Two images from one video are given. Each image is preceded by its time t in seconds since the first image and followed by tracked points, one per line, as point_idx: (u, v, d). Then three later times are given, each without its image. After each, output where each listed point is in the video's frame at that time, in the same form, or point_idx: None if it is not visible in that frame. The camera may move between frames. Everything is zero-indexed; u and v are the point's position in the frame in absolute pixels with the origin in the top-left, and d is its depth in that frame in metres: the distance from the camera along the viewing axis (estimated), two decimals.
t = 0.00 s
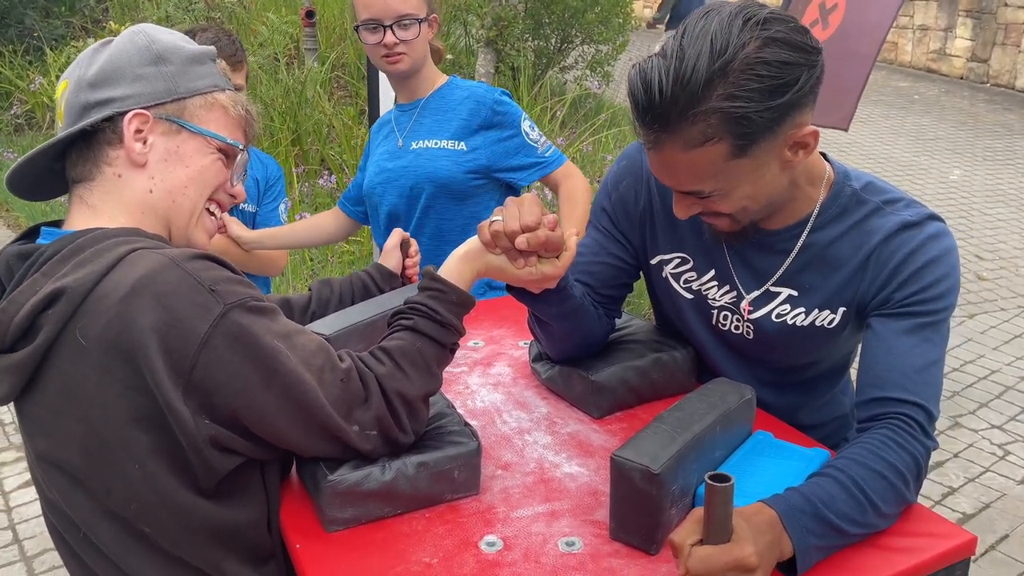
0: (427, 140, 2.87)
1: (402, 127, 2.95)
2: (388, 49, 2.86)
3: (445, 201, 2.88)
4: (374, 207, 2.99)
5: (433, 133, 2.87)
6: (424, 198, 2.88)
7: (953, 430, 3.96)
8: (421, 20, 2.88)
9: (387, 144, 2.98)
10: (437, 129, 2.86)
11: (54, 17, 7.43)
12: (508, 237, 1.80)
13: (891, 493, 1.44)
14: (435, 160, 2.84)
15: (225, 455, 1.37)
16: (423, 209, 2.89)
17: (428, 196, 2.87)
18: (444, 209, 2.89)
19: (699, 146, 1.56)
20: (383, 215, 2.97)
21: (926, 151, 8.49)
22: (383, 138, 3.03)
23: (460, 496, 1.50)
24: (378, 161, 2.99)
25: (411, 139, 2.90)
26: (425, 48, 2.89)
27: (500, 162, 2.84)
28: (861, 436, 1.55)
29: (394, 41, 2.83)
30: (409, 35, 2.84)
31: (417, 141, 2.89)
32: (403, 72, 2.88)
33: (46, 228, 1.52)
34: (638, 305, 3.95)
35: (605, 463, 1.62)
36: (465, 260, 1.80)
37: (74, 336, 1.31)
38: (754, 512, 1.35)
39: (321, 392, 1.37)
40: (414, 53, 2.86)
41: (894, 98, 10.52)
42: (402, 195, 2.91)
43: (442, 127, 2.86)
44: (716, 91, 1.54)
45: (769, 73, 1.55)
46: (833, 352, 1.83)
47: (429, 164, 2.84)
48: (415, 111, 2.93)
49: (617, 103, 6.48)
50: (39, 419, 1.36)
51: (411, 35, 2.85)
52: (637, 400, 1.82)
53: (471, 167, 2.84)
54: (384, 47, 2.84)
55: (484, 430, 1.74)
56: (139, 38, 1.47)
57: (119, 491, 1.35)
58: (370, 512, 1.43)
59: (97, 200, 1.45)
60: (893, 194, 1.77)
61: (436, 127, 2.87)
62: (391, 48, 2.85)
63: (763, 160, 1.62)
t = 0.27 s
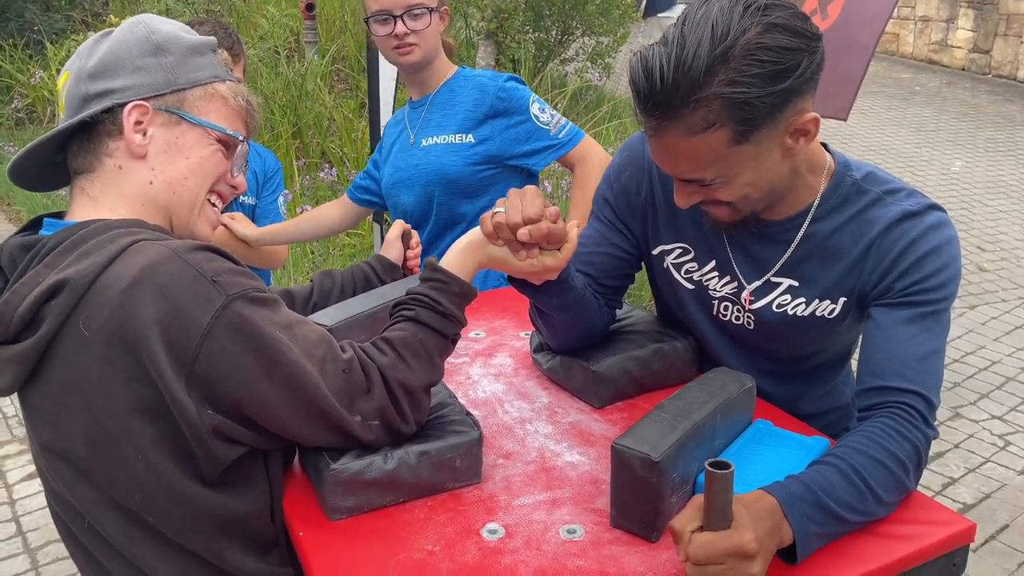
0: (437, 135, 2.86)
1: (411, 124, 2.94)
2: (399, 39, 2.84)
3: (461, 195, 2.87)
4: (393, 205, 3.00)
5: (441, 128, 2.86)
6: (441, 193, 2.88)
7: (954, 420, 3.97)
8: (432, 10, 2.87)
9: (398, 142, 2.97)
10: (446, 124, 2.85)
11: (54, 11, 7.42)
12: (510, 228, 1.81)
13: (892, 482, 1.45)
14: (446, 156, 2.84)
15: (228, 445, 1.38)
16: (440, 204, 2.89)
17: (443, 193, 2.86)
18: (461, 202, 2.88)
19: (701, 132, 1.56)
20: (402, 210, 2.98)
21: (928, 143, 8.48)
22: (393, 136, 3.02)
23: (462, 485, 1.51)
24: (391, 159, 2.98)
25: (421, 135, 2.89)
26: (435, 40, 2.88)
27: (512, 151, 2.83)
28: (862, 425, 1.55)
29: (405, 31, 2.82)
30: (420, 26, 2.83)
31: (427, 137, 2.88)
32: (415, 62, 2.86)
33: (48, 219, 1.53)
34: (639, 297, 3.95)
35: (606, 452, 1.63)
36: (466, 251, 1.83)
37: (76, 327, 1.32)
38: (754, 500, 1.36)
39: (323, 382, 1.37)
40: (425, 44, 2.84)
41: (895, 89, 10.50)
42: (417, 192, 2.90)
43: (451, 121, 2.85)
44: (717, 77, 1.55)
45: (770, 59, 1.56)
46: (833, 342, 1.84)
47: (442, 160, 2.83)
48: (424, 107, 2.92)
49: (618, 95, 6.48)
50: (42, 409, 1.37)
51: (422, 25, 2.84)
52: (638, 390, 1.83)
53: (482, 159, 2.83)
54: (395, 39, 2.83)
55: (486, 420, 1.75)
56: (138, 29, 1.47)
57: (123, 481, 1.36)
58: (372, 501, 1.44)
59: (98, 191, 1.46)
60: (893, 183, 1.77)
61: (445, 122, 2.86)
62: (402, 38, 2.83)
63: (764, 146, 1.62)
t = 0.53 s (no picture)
0: (448, 126, 2.87)
1: (424, 113, 2.96)
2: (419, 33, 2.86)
3: (466, 188, 2.88)
4: (395, 189, 3.01)
5: (454, 120, 2.87)
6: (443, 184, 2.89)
7: (954, 412, 3.97)
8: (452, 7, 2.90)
9: (409, 130, 2.99)
10: (459, 117, 2.87)
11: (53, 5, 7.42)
12: (501, 218, 1.81)
13: (888, 474, 1.45)
14: (455, 147, 2.85)
15: (224, 437, 1.38)
16: (441, 195, 2.90)
17: (448, 182, 2.87)
18: (462, 195, 2.89)
19: (697, 118, 1.56)
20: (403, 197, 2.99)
21: (929, 135, 8.46)
22: (404, 123, 3.04)
23: (458, 477, 1.51)
24: (400, 145, 3.00)
25: (432, 125, 2.91)
26: (453, 35, 2.90)
27: (521, 152, 2.84)
28: (859, 418, 1.55)
29: (425, 26, 2.84)
30: (440, 21, 2.86)
31: (437, 126, 2.89)
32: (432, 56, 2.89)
33: (43, 213, 1.53)
34: (638, 289, 3.96)
35: (602, 444, 1.63)
36: (460, 242, 1.79)
37: (71, 321, 1.32)
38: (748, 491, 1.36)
39: (319, 375, 1.38)
40: (444, 39, 2.87)
41: (897, 81, 10.47)
42: (421, 179, 2.91)
43: (463, 114, 2.87)
44: (715, 62, 1.55)
45: (769, 45, 1.56)
46: (830, 333, 1.84)
47: (449, 151, 2.85)
48: (438, 97, 2.94)
49: (619, 87, 6.47)
50: (37, 403, 1.37)
51: (442, 20, 2.87)
52: (635, 382, 1.83)
53: (490, 155, 2.84)
54: (416, 33, 2.84)
55: (483, 413, 1.75)
56: (129, 21, 1.47)
57: (119, 474, 1.36)
58: (369, 493, 1.45)
59: (92, 185, 1.46)
60: (890, 173, 1.77)
61: (457, 114, 2.87)
62: (422, 32, 2.85)
63: (760, 135, 1.62)
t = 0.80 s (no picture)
0: (451, 116, 2.90)
1: (428, 102, 2.98)
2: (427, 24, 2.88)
3: (464, 178, 2.90)
4: (398, 177, 3.04)
5: (457, 110, 2.90)
6: (443, 173, 2.91)
7: (954, 405, 3.97)
8: None
9: (412, 119, 3.01)
10: (463, 107, 2.90)
11: None
12: (494, 207, 1.81)
13: (887, 468, 1.44)
14: (456, 137, 2.87)
15: (222, 431, 1.38)
16: (442, 183, 2.92)
17: (447, 171, 2.90)
18: (462, 185, 2.91)
19: (701, 101, 1.56)
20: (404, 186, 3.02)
21: (931, 127, 8.45)
22: (409, 112, 3.07)
23: (457, 470, 1.51)
24: (403, 134, 3.02)
25: (435, 114, 2.93)
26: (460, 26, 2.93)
27: (521, 146, 2.87)
28: (859, 411, 1.55)
29: (434, 17, 2.86)
30: (449, 12, 2.87)
31: (441, 116, 2.92)
32: (439, 47, 2.91)
33: (39, 206, 1.53)
34: (638, 282, 3.96)
35: (601, 437, 1.63)
36: (454, 234, 1.80)
37: (67, 315, 1.32)
38: (747, 485, 1.36)
39: (317, 368, 1.37)
40: (452, 30, 2.90)
41: (899, 74, 10.45)
42: (422, 168, 2.94)
43: (467, 104, 2.89)
44: (722, 45, 1.55)
45: (778, 30, 1.56)
46: (829, 325, 1.84)
47: (451, 141, 2.87)
48: (442, 86, 2.96)
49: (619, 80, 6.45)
50: (34, 397, 1.37)
51: (450, 12, 2.89)
52: (634, 375, 1.83)
53: (489, 146, 2.87)
54: (424, 24, 2.86)
55: (482, 406, 1.75)
56: (121, 13, 1.46)
57: (116, 468, 1.36)
58: (367, 487, 1.45)
59: (87, 178, 1.46)
60: (889, 165, 1.76)
61: (461, 104, 2.90)
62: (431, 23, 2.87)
63: (760, 124, 1.62)
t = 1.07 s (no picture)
0: (456, 112, 2.95)
1: (432, 99, 3.04)
2: (429, 25, 2.96)
3: (470, 173, 2.95)
4: (403, 173, 3.09)
5: (461, 106, 2.95)
6: (448, 168, 2.96)
7: (955, 399, 3.97)
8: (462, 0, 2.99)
9: (417, 116, 3.07)
10: (466, 103, 2.95)
11: None
12: (489, 199, 1.82)
13: (886, 462, 1.45)
14: (461, 133, 2.93)
15: (222, 425, 1.39)
16: (447, 178, 2.97)
17: (453, 166, 2.95)
18: (466, 180, 2.96)
19: (703, 90, 1.57)
20: (410, 181, 3.07)
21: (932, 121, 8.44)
22: (414, 110, 3.12)
23: (457, 464, 1.52)
24: (408, 131, 3.07)
25: (440, 111, 2.99)
26: (462, 26, 3.00)
27: (524, 142, 2.92)
28: (858, 405, 1.55)
29: (435, 17, 2.93)
30: (450, 13, 2.94)
31: (446, 112, 2.97)
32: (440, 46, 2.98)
33: (40, 201, 1.53)
34: (639, 277, 3.96)
35: (600, 431, 1.64)
36: (450, 228, 1.80)
37: (68, 310, 1.32)
38: (746, 478, 1.37)
39: (317, 363, 1.38)
40: (453, 30, 2.97)
41: (900, 68, 10.43)
42: (427, 163, 2.99)
43: (471, 101, 2.95)
44: (725, 34, 1.56)
45: (780, 21, 1.58)
46: (828, 319, 1.84)
47: (456, 136, 2.92)
48: (446, 83, 3.02)
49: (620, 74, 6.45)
50: (35, 391, 1.38)
51: (451, 12, 2.95)
52: (634, 369, 1.83)
53: (494, 141, 2.92)
54: (425, 24, 2.94)
55: (482, 400, 1.76)
56: (117, 6, 1.46)
57: (117, 461, 1.37)
58: (367, 481, 1.45)
59: (87, 173, 1.47)
60: (888, 159, 1.76)
61: (465, 101, 2.95)
62: (432, 23, 2.95)
63: (760, 116, 1.63)
